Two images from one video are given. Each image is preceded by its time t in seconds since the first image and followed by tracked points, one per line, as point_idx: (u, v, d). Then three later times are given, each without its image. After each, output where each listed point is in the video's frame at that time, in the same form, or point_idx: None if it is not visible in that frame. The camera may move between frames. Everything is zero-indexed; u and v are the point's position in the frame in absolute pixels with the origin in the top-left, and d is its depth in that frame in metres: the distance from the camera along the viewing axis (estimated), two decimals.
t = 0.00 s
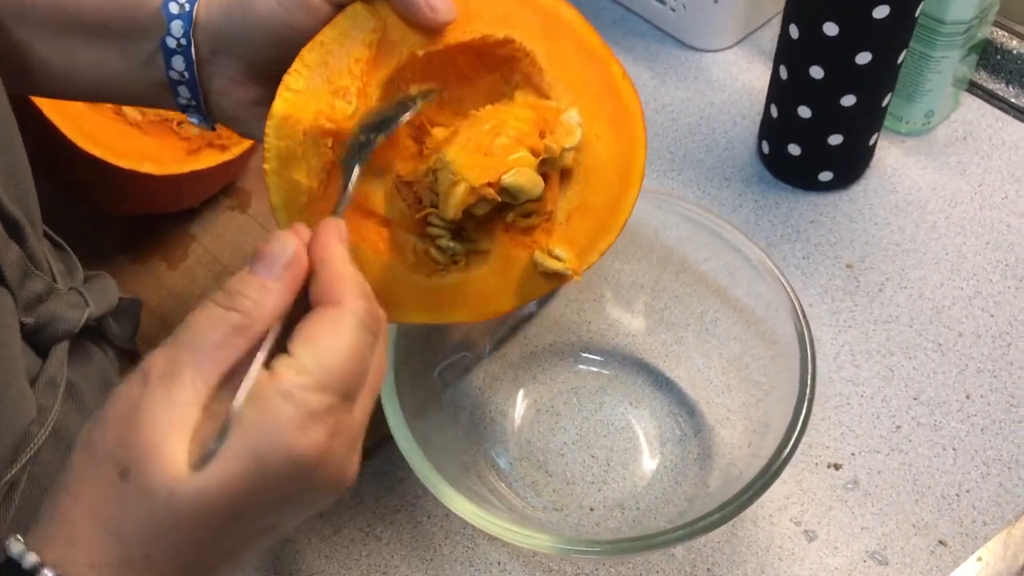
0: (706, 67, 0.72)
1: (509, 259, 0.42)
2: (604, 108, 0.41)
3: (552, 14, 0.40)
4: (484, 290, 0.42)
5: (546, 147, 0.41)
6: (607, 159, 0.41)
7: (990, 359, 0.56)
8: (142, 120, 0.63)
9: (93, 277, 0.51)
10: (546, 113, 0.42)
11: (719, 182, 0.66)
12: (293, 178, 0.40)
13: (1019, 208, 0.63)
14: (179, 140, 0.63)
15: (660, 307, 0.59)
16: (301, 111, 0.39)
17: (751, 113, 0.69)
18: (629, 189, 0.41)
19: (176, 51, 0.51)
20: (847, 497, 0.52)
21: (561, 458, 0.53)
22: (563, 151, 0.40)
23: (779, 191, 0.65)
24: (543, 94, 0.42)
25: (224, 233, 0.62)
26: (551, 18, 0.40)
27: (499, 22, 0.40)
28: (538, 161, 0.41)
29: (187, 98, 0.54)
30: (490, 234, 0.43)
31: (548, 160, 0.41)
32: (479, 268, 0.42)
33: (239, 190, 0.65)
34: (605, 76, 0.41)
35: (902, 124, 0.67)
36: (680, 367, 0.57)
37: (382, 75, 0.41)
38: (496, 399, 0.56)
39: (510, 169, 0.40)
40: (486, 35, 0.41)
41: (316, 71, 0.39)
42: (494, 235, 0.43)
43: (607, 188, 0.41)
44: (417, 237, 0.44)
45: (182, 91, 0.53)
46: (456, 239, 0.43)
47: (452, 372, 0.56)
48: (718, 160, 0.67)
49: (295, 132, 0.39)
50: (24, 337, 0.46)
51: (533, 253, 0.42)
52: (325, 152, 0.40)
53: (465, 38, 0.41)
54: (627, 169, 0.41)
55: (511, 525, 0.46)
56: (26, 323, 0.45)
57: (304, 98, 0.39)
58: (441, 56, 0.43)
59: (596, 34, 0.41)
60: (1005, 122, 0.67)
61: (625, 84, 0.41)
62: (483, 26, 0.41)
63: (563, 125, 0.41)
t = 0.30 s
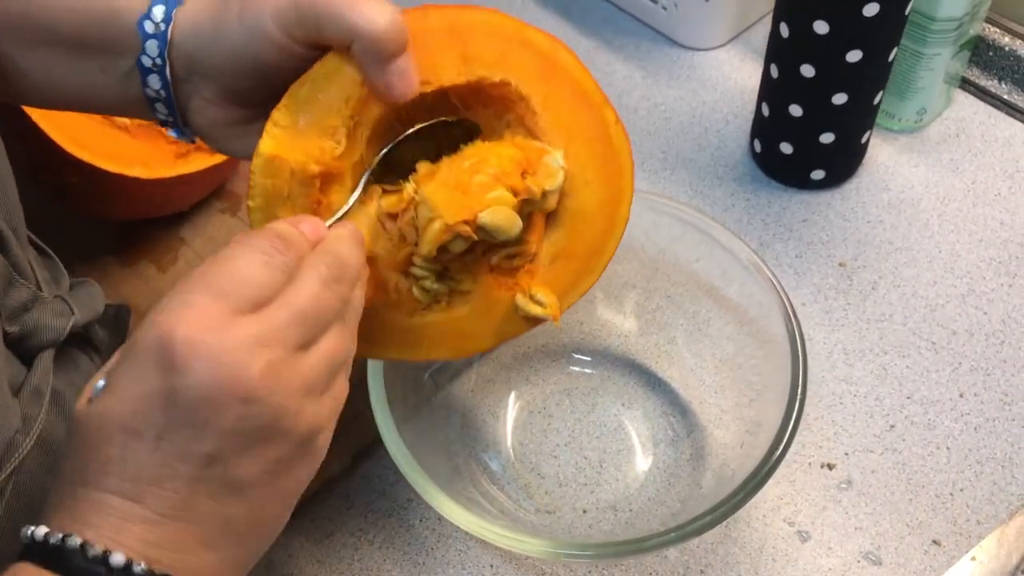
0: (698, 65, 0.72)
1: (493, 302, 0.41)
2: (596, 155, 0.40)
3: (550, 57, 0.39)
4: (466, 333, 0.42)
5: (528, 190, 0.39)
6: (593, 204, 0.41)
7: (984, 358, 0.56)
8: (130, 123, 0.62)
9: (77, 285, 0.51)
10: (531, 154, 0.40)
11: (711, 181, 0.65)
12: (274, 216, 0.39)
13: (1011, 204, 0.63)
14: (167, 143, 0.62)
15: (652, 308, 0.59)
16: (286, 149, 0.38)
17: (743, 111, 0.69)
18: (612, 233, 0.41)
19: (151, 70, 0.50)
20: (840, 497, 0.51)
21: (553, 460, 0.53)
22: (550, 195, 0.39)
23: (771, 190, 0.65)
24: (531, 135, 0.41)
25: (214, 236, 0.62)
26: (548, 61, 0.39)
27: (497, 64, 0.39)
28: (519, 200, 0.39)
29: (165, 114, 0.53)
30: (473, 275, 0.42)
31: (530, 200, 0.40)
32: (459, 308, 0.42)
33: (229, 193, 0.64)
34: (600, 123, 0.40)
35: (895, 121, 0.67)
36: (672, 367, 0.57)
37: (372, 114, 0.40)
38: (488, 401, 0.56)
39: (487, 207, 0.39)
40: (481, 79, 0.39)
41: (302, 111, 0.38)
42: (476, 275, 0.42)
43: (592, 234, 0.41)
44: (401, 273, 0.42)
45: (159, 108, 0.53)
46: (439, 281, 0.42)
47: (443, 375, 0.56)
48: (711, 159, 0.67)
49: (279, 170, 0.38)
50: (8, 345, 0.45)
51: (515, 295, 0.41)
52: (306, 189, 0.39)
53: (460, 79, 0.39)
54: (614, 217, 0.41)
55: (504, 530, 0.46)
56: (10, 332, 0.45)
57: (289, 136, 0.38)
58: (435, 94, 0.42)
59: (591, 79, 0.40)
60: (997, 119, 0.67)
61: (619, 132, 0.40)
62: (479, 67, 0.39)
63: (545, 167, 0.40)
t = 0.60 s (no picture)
0: (696, 64, 0.72)
1: (484, 326, 0.41)
2: (595, 184, 0.40)
3: (549, 82, 0.40)
4: (455, 356, 0.42)
5: (518, 207, 0.39)
6: (592, 233, 0.40)
7: (984, 356, 0.56)
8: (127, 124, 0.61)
9: (67, 287, 0.51)
10: (525, 174, 0.40)
11: (710, 180, 0.65)
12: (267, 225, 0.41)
13: (1010, 202, 0.63)
14: (164, 143, 0.61)
15: (651, 307, 0.59)
16: (281, 160, 0.40)
17: (741, 109, 0.69)
18: (613, 262, 0.41)
19: (169, 45, 0.49)
20: (841, 496, 0.51)
21: (552, 460, 0.53)
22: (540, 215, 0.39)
23: (769, 188, 0.64)
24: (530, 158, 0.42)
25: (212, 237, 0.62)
26: (547, 86, 0.40)
27: (494, 87, 0.40)
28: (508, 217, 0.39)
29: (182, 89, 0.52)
30: (465, 297, 0.42)
31: (519, 217, 0.39)
32: (449, 330, 0.42)
33: (226, 193, 0.64)
34: (600, 150, 0.40)
35: (893, 119, 0.67)
36: (672, 366, 0.57)
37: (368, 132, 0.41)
38: (488, 401, 0.56)
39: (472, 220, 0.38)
40: (477, 97, 0.40)
41: (297, 125, 0.40)
42: (469, 297, 0.42)
43: (588, 264, 0.41)
44: (393, 292, 0.42)
45: (177, 82, 0.52)
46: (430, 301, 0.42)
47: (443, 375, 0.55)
48: (709, 158, 0.66)
49: (273, 181, 0.40)
50: None
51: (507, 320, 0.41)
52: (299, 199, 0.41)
53: (454, 99, 0.40)
54: (611, 246, 0.40)
55: (505, 531, 0.46)
56: None
57: (286, 149, 0.40)
58: (435, 115, 0.42)
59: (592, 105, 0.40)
60: (995, 116, 0.67)
61: (619, 161, 0.40)
62: (476, 88, 0.40)
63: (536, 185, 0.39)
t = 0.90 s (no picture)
0: (693, 60, 0.72)
1: (485, 306, 0.41)
2: (613, 174, 0.40)
3: (576, 68, 0.40)
4: (452, 332, 0.41)
5: (536, 188, 0.39)
6: (606, 225, 0.40)
7: (982, 352, 0.56)
8: (123, 120, 0.60)
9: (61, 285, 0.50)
10: (546, 157, 0.40)
11: (707, 176, 0.65)
12: (276, 177, 0.40)
13: (1008, 198, 0.63)
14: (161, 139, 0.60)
15: (649, 303, 0.59)
16: (300, 112, 0.40)
17: (738, 106, 0.69)
18: (622, 261, 0.40)
19: None
20: (839, 493, 0.51)
21: (550, 458, 0.53)
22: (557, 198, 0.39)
23: (767, 185, 0.64)
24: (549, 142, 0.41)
25: (208, 235, 0.62)
26: (574, 71, 0.40)
27: (519, 64, 0.40)
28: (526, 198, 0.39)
29: None
30: (468, 274, 0.42)
31: (537, 199, 0.39)
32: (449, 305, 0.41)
33: (223, 191, 0.64)
34: (621, 142, 0.40)
35: (890, 115, 0.67)
36: (670, 364, 0.57)
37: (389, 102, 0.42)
38: (486, 398, 0.56)
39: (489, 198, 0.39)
40: (500, 74, 0.40)
41: (319, 78, 0.40)
42: (472, 277, 0.42)
43: (596, 257, 0.40)
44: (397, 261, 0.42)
45: None
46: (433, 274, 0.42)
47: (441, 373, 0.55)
48: (706, 155, 0.66)
49: (287, 131, 0.40)
50: None
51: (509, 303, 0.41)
52: (310, 154, 0.41)
53: (478, 71, 0.40)
54: (622, 240, 0.40)
55: (503, 528, 0.46)
56: None
57: (306, 101, 0.40)
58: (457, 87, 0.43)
59: (618, 95, 0.40)
60: (993, 112, 0.67)
61: (639, 153, 0.40)
62: (501, 64, 0.40)
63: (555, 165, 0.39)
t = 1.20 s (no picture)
0: (691, 58, 0.72)
1: (474, 325, 0.43)
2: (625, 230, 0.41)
3: (612, 122, 0.40)
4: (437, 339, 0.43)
5: (555, 253, 0.41)
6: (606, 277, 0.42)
7: (979, 349, 0.56)
8: (122, 118, 0.60)
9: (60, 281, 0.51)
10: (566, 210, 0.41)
11: (705, 174, 0.65)
12: (300, 160, 0.41)
13: (1004, 195, 0.63)
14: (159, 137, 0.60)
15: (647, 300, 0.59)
16: (331, 107, 0.40)
17: (736, 104, 0.69)
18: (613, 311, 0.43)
19: None
20: (837, 489, 0.51)
21: (549, 455, 0.53)
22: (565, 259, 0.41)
23: (764, 182, 0.65)
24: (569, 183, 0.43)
25: (208, 233, 0.62)
26: (609, 123, 0.40)
27: (556, 104, 0.40)
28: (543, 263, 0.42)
29: None
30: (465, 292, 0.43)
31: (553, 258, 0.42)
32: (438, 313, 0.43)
33: (222, 189, 0.64)
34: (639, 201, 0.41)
35: (888, 113, 0.67)
36: (668, 360, 0.57)
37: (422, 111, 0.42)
38: (484, 395, 0.56)
39: (509, 269, 0.41)
40: (535, 108, 0.41)
41: (357, 79, 0.40)
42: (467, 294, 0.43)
43: (588, 301, 0.43)
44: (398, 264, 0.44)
45: None
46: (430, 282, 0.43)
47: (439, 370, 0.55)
48: (704, 152, 0.67)
49: (319, 122, 0.40)
50: None
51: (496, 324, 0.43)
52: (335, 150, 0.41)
53: (515, 102, 0.41)
54: (616, 289, 0.42)
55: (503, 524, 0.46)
56: None
57: (339, 98, 0.40)
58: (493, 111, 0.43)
59: (647, 154, 0.41)
60: (989, 109, 0.67)
61: (654, 214, 0.41)
62: (538, 100, 0.40)
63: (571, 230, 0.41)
